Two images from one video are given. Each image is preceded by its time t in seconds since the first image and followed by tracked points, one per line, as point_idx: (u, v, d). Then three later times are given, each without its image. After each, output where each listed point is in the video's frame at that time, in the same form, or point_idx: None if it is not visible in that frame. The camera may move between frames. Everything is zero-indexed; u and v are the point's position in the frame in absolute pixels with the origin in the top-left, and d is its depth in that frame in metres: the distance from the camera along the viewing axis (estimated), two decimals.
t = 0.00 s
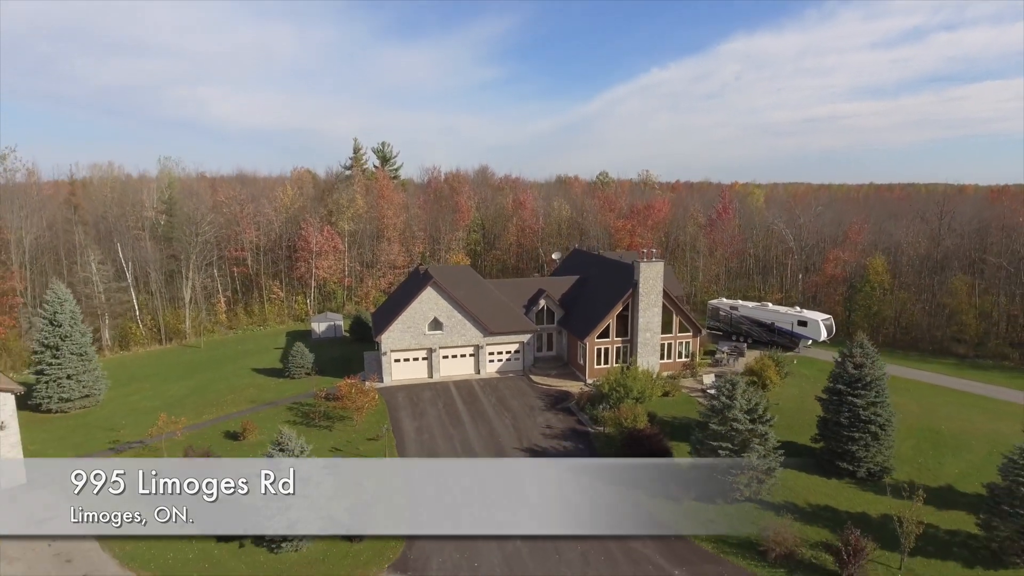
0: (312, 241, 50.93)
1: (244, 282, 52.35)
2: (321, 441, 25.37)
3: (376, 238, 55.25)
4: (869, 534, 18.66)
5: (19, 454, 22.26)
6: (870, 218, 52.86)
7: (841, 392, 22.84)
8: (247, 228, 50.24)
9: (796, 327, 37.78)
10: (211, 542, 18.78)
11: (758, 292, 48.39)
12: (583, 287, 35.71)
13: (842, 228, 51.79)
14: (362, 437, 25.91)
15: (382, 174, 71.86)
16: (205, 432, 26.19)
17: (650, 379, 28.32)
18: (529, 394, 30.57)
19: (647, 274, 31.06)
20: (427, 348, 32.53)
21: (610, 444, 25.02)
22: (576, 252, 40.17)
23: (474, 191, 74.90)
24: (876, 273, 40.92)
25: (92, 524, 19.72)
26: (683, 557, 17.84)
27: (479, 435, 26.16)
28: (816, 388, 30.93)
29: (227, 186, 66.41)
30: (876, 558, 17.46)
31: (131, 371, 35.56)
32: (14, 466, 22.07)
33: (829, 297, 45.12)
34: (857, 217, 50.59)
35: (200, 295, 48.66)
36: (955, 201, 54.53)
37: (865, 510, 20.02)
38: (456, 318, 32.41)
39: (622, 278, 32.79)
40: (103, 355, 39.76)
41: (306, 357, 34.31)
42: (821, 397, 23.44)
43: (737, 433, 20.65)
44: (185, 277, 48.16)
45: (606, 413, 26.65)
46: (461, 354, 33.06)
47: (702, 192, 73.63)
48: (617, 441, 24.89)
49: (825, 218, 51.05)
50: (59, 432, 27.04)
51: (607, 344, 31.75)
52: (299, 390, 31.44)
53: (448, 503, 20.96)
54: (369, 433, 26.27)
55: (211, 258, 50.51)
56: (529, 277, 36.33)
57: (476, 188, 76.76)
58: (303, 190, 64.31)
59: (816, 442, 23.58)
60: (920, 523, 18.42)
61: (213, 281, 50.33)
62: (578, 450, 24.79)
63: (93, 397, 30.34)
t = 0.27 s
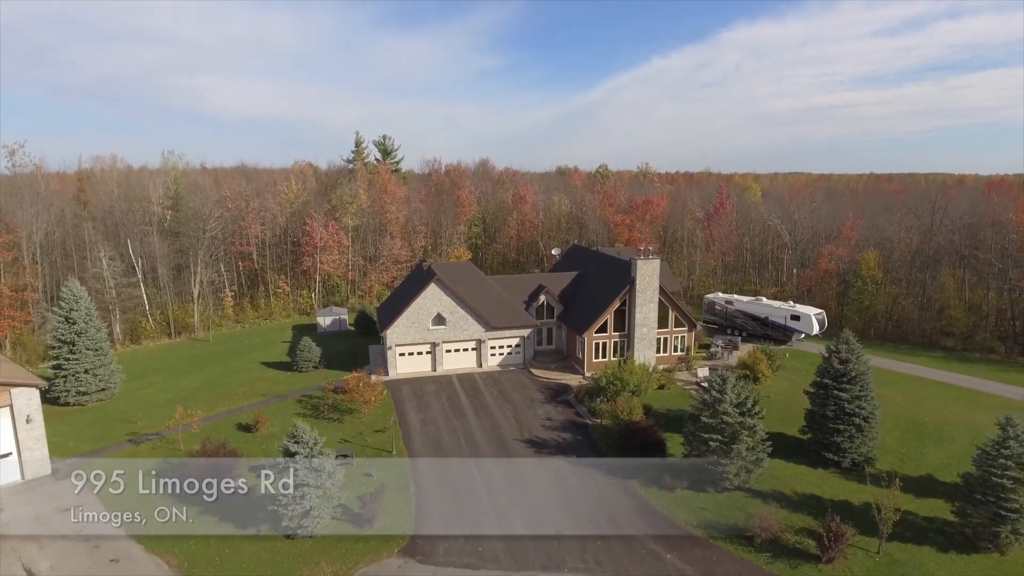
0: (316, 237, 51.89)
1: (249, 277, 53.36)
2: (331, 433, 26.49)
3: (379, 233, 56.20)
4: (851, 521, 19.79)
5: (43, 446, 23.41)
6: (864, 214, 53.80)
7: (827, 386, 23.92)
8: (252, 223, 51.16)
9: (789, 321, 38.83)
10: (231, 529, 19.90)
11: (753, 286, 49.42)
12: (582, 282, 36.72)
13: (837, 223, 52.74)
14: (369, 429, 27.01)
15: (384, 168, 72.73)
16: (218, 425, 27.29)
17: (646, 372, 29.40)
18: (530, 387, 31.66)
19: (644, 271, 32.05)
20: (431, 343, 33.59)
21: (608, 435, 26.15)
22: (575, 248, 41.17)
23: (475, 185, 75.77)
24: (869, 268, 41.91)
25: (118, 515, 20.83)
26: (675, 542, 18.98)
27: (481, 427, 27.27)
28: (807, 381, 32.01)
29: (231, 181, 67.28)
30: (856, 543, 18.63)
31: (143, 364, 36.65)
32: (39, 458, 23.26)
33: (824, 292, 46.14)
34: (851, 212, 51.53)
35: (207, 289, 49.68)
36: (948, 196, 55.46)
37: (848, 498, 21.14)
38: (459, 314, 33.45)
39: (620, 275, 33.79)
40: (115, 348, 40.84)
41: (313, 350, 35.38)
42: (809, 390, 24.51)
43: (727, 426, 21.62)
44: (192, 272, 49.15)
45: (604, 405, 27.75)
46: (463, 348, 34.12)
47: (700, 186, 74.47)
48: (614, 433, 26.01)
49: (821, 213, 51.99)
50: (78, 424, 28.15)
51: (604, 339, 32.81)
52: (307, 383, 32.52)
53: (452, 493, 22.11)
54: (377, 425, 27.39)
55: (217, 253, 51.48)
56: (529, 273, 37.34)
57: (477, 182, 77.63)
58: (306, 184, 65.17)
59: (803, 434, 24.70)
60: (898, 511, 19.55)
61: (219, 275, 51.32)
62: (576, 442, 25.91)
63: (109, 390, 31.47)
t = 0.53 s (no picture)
0: (320, 232, 52.77)
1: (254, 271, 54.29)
2: (340, 424, 27.55)
3: (381, 227, 57.06)
4: (835, 508, 20.88)
5: (65, 438, 24.51)
6: (858, 209, 54.71)
7: (815, 379, 24.95)
8: (257, 218, 52.02)
9: (783, 315, 39.82)
10: (248, 515, 21.02)
11: (749, 279, 50.39)
12: (581, 277, 37.69)
13: (832, 217, 53.65)
14: (377, 421, 28.09)
15: (385, 162, 73.47)
16: (233, 416, 28.40)
17: (643, 364, 30.44)
18: (530, 380, 32.73)
19: (641, 267, 33.00)
20: (434, 336, 34.61)
21: (605, 426, 27.24)
22: (574, 243, 42.10)
23: (476, 178, 76.52)
24: (862, 262, 42.88)
25: (140, 504, 21.89)
26: (668, 528, 20.05)
27: (483, 419, 28.34)
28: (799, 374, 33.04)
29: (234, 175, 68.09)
30: (839, 529, 19.76)
31: (154, 358, 37.69)
32: (62, 449, 24.37)
33: (817, 285, 47.10)
34: (846, 206, 52.40)
35: (213, 283, 50.61)
36: (941, 192, 56.36)
37: (834, 486, 22.23)
38: (461, 308, 34.45)
39: (618, 270, 34.74)
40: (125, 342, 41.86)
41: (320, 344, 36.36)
42: (798, 383, 25.53)
43: (718, 418, 22.61)
44: (198, 267, 50.06)
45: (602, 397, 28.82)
46: (465, 342, 35.14)
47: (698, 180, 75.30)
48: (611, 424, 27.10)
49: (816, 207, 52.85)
50: (95, 416, 29.20)
51: (603, 332, 33.84)
52: (315, 376, 33.56)
53: (457, 483, 23.17)
54: (384, 417, 28.47)
55: (223, 247, 52.38)
56: (529, 268, 38.30)
57: (478, 176, 78.43)
58: (309, 179, 65.98)
59: (792, 424, 25.78)
60: (880, 498, 20.62)
61: (225, 270, 52.24)
62: (575, 433, 26.98)
63: (123, 383, 32.54)
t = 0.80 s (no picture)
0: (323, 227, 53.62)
1: (259, 265, 55.24)
2: (348, 416, 28.55)
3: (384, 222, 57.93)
4: (822, 496, 21.90)
5: (83, 430, 25.47)
6: (854, 205, 55.58)
7: (805, 373, 25.91)
8: (262, 213, 52.89)
9: (778, 309, 40.77)
10: (262, 503, 22.03)
11: (745, 273, 51.29)
12: (581, 273, 38.59)
13: (828, 211, 54.48)
14: (383, 413, 29.08)
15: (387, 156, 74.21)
16: (244, 408, 29.37)
17: (640, 358, 31.42)
18: (531, 373, 33.70)
19: (639, 264, 33.90)
20: (438, 331, 35.55)
21: (604, 418, 28.24)
22: (574, 238, 42.99)
23: (477, 172, 77.30)
24: (856, 258, 43.77)
25: (159, 493, 22.91)
26: (662, 515, 21.07)
27: (486, 411, 29.33)
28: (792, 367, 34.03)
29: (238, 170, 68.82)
30: (825, 516, 20.79)
31: (164, 350, 38.64)
32: (80, 440, 25.34)
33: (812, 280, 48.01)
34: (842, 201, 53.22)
35: (219, 277, 51.52)
36: (935, 188, 57.21)
37: (821, 475, 23.25)
38: (464, 303, 35.37)
39: (616, 266, 35.63)
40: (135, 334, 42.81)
41: (326, 337, 37.28)
42: (789, 376, 26.51)
43: (712, 411, 23.59)
44: (205, 261, 50.95)
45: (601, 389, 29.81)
46: (468, 336, 36.10)
47: (696, 174, 76.10)
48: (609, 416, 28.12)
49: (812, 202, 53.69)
50: (110, 408, 30.19)
51: (602, 327, 34.80)
52: (322, 369, 34.54)
53: (461, 472, 24.19)
54: (390, 409, 29.43)
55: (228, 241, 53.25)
56: (530, 264, 39.20)
57: (479, 170, 79.24)
58: (312, 173, 66.72)
59: (783, 416, 26.79)
60: (864, 487, 21.64)
61: (231, 263, 53.15)
62: (574, 424, 28.00)
63: (136, 375, 33.50)
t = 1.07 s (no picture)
0: (327, 221, 54.40)
1: (264, 258, 56.10)
2: (355, 409, 29.48)
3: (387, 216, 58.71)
4: (810, 486, 22.86)
5: (100, 422, 26.45)
6: (850, 200, 56.30)
7: (797, 368, 26.80)
8: (266, 208, 53.68)
9: (773, 304, 41.64)
10: (274, 493, 23.01)
11: (742, 268, 52.14)
12: (580, 268, 39.41)
13: (824, 206, 55.21)
14: (389, 405, 30.02)
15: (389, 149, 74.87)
16: (254, 401, 30.31)
17: (638, 352, 32.33)
18: (531, 366, 34.63)
19: (637, 260, 34.72)
20: (441, 325, 36.45)
21: (602, 410, 29.18)
22: (574, 233, 43.80)
23: (478, 166, 78.01)
24: (851, 253, 44.61)
25: (175, 482, 23.89)
26: (657, 504, 22.05)
27: (488, 404, 30.26)
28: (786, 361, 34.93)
29: (241, 164, 69.55)
30: (812, 506, 21.75)
31: (173, 344, 39.57)
32: (97, 432, 26.31)
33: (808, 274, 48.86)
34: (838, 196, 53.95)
35: (225, 271, 52.40)
36: (931, 183, 57.89)
37: (810, 466, 24.21)
38: (466, 298, 36.24)
39: (615, 262, 36.44)
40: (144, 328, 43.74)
41: (331, 331, 38.15)
42: (782, 371, 27.40)
43: (705, 405, 24.48)
44: (210, 255, 51.80)
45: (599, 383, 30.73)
46: (470, 330, 36.99)
47: (695, 168, 76.68)
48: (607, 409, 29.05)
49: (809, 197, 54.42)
50: (123, 400, 31.14)
51: (601, 322, 35.69)
52: (328, 362, 35.47)
53: (464, 463, 25.15)
54: (395, 402, 30.35)
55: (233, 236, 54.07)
56: (531, 259, 40.02)
57: (480, 164, 79.93)
58: (315, 167, 67.42)
59: (776, 409, 27.71)
60: (851, 477, 22.60)
61: (236, 257, 54.01)
62: (573, 417, 28.95)
63: (147, 369, 34.45)
